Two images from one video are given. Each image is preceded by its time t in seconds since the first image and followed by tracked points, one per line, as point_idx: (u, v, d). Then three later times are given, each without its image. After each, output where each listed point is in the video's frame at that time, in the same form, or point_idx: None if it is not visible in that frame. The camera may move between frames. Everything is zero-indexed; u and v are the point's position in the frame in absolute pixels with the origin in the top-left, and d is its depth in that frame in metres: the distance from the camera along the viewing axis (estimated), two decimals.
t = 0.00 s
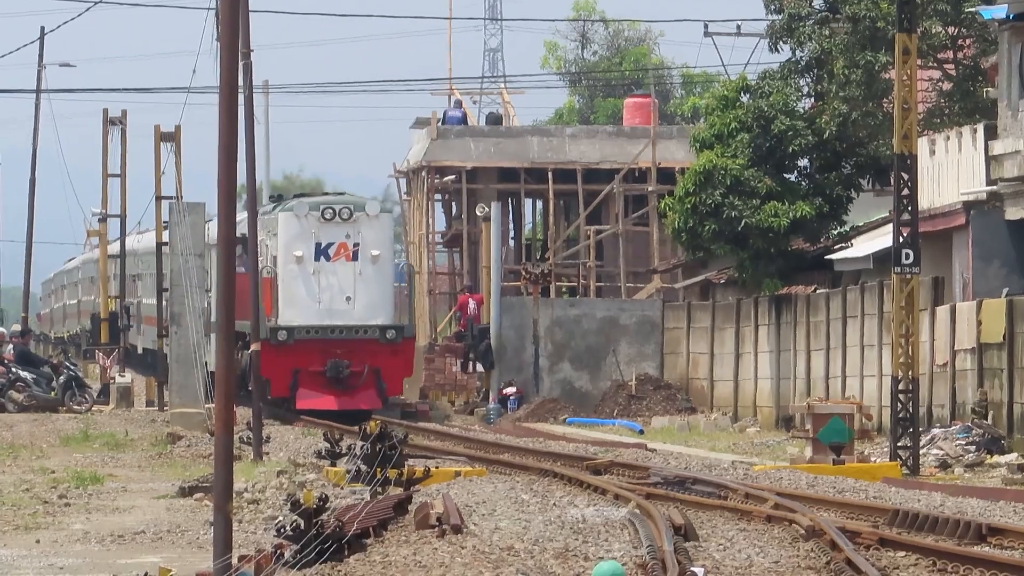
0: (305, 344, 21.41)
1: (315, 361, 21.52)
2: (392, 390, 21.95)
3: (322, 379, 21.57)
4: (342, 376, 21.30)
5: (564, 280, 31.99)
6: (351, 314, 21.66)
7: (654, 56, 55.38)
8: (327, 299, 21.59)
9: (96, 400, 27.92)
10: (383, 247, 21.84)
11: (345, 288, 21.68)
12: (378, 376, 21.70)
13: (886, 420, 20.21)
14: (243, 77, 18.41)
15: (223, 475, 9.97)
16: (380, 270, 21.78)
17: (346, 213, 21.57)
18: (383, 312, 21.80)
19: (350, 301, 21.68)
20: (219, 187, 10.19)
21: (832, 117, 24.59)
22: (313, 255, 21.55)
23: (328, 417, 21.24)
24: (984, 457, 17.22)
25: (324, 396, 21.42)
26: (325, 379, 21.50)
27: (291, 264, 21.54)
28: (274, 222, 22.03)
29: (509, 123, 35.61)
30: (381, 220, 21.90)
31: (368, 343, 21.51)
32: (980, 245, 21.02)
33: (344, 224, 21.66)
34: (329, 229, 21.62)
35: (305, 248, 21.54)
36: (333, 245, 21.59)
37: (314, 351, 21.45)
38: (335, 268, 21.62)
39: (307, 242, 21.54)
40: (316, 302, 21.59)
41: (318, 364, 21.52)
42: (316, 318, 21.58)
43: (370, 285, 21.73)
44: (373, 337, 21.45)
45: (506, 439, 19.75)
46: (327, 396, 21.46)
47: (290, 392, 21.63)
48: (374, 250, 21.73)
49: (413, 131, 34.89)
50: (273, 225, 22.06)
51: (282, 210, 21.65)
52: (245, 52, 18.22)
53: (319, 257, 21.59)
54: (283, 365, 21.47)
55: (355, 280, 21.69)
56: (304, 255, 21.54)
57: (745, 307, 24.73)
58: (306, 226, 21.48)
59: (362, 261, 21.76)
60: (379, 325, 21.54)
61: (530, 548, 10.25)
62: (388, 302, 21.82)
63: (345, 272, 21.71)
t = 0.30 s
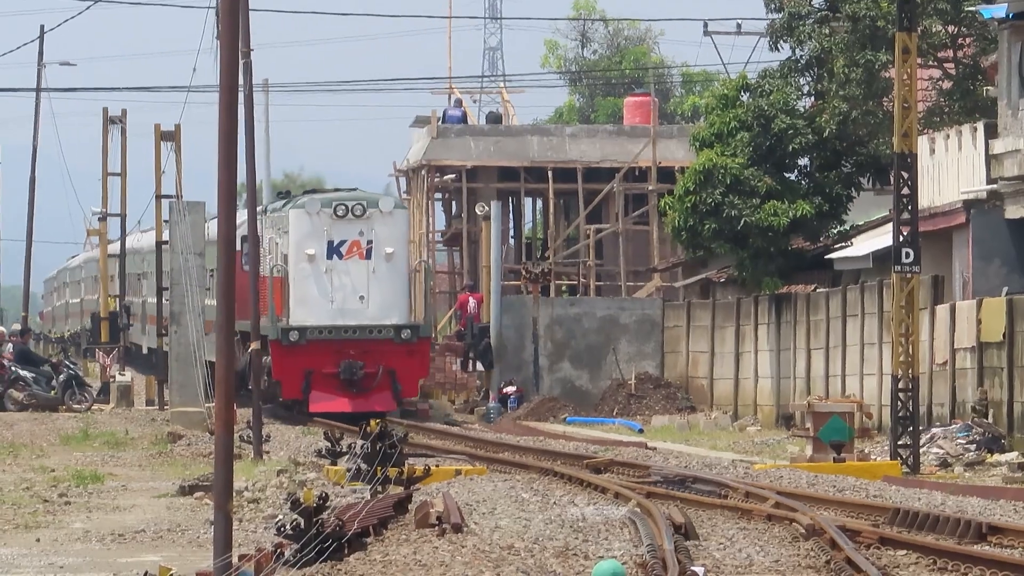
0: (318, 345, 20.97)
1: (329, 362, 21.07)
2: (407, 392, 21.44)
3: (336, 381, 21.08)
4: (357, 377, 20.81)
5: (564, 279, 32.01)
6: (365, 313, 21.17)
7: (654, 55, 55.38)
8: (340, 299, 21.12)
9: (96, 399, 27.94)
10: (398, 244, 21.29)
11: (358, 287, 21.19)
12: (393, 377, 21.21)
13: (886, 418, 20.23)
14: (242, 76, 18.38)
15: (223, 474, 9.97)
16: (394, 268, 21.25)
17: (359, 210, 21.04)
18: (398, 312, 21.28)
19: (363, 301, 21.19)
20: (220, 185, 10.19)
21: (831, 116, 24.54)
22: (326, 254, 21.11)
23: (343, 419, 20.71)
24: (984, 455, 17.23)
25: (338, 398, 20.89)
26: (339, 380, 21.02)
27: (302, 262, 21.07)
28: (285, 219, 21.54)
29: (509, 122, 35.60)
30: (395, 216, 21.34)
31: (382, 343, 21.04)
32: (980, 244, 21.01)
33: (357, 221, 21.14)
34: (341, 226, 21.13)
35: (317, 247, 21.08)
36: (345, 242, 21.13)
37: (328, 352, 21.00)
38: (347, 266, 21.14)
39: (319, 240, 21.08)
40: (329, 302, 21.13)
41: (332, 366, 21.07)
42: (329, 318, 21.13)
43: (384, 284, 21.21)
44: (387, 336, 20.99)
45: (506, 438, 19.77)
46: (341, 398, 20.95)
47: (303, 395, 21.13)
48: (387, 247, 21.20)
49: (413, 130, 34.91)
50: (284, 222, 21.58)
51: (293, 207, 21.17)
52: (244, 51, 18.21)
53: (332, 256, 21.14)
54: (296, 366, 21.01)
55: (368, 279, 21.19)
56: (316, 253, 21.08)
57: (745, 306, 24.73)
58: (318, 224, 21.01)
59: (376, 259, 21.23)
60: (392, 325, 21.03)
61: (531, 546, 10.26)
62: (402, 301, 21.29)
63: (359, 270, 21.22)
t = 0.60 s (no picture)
0: (334, 346, 20.22)
1: (345, 364, 20.26)
2: (427, 394, 20.56)
3: (352, 384, 20.24)
4: (373, 378, 19.96)
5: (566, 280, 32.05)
6: (381, 312, 20.46)
7: (656, 56, 55.38)
8: (355, 298, 20.41)
9: (98, 399, 27.98)
10: (414, 241, 20.59)
11: (373, 286, 20.48)
12: (411, 379, 20.36)
13: (887, 419, 20.25)
14: (246, 76, 18.39)
15: (225, 474, 9.98)
16: (410, 266, 20.54)
17: (375, 206, 20.37)
18: (415, 311, 20.54)
19: (379, 300, 20.47)
20: (223, 184, 10.22)
21: (833, 116, 24.56)
22: (340, 252, 20.42)
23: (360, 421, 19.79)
24: (985, 456, 17.24)
25: (355, 400, 20.01)
26: (355, 383, 20.18)
27: (317, 260, 20.39)
28: (298, 216, 20.89)
29: (511, 122, 35.57)
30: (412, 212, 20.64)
31: (399, 344, 20.26)
32: (982, 245, 21.02)
33: (373, 218, 20.46)
34: (356, 224, 20.45)
35: (332, 244, 20.40)
36: (360, 240, 20.43)
37: (343, 353, 20.21)
38: (363, 264, 20.43)
39: (333, 237, 20.40)
40: (344, 301, 20.41)
41: (348, 367, 20.24)
42: (344, 318, 20.42)
43: (400, 282, 20.49)
44: (404, 337, 20.21)
45: (508, 438, 19.78)
46: (357, 400, 20.05)
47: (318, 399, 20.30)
48: (404, 244, 20.48)
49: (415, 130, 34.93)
50: (298, 220, 20.92)
51: (306, 203, 20.50)
52: (247, 52, 18.22)
53: (347, 254, 20.45)
54: (310, 369, 20.23)
55: (384, 277, 20.47)
56: (330, 251, 20.40)
57: (747, 306, 24.74)
58: (333, 221, 20.35)
59: (392, 257, 20.54)
60: (409, 324, 20.28)
61: (533, 546, 10.27)
62: (419, 300, 20.57)
63: (374, 269, 20.51)
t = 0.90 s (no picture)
0: (349, 346, 19.97)
1: (361, 365, 20.03)
2: (443, 396, 20.40)
3: (368, 385, 20.00)
4: (390, 380, 19.70)
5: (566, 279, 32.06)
6: (398, 312, 20.24)
7: (657, 55, 55.34)
8: (372, 297, 20.16)
9: (99, 399, 28.00)
10: (432, 239, 20.41)
11: (391, 285, 20.24)
12: (428, 380, 20.18)
13: (887, 418, 20.26)
14: (247, 76, 18.42)
15: (226, 473, 9.98)
16: (428, 264, 20.34)
17: (394, 203, 20.15)
18: (433, 310, 20.36)
19: (397, 299, 20.24)
20: (224, 183, 10.24)
21: (834, 116, 24.54)
22: (357, 250, 20.14)
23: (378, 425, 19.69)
24: (986, 455, 17.24)
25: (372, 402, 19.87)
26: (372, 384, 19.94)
27: (333, 258, 20.06)
28: (312, 213, 20.52)
29: (511, 122, 35.56)
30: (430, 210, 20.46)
31: (417, 345, 20.07)
32: (983, 244, 21.01)
33: (390, 215, 20.23)
34: (374, 221, 20.20)
35: (348, 242, 20.08)
36: (378, 237, 20.19)
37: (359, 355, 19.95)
38: (380, 263, 20.20)
39: (350, 235, 20.08)
40: (361, 300, 20.14)
41: (364, 368, 20.03)
42: (361, 318, 20.14)
43: (419, 282, 20.28)
44: (422, 338, 20.03)
45: (509, 438, 19.76)
46: (374, 402, 19.89)
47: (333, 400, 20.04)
48: (422, 242, 20.29)
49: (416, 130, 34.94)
50: (311, 217, 20.54)
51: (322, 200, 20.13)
52: (248, 51, 18.23)
53: (364, 252, 20.18)
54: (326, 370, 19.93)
55: (402, 276, 20.25)
56: (347, 248, 20.09)
57: (748, 306, 24.74)
58: (350, 218, 20.03)
59: (410, 255, 20.33)
60: (428, 325, 20.10)
61: (533, 546, 10.27)
62: (437, 299, 20.41)
63: (391, 267, 20.29)
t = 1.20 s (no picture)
0: (363, 346, 18.87)
1: (375, 367, 18.90)
2: (461, 400, 19.21)
3: (383, 387, 18.86)
4: (406, 382, 18.59)
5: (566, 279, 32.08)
6: (415, 312, 19.02)
7: (657, 54, 55.35)
8: (387, 297, 18.95)
9: (99, 398, 28.01)
10: (450, 236, 19.15)
11: (406, 283, 19.01)
12: (445, 383, 19.00)
13: (887, 418, 20.25)
14: (247, 76, 18.40)
15: (225, 473, 9.99)
16: (446, 262, 19.11)
17: (409, 199, 18.84)
18: (451, 310, 19.15)
19: (413, 299, 19.00)
20: (223, 184, 10.23)
21: (834, 115, 24.57)
22: (371, 247, 18.91)
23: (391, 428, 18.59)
24: (986, 455, 17.23)
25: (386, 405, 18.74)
26: (386, 386, 18.82)
27: (346, 256, 18.84)
28: (325, 207, 19.32)
29: (511, 121, 35.54)
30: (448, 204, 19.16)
31: (433, 346, 18.93)
32: (983, 244, 21.01)
33: (406, 211, 18.95)
34: (388, 217, 18.94)
35: (362, 239, 18.86)
36: (393, 234, 18.95)
37: (373, 355, 18.85)
38: (395, 261, 18.97)
39: (364, 232, 18.86)
40: (375, 300, 18.95)
41: (378, 370, 18.90)
42: (376, 318, 18.95)
43: (436, 281, 19.05)
44: (439, 338, 18.89)
45: (508, 437, 19.77)
46: (389, 405, 18.75)
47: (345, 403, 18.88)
48: (439, 240, 19.05)
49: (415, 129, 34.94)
50: (324, 212, 19.34)
51: (335, 195, 18.89)
52: (248, 50, 18.22)
53: (378, 249, 18.95)
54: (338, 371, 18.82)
55: (418, 274, 19.01)
56: (361, 246, 18.87)
57: (747, 305, 24.73)
58: (364, 215, 18.80)
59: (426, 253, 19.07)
60: (445, 325, 18.93)
61: (533, 545, 10.26)
62: (455, 298, 19.18)
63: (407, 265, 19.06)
